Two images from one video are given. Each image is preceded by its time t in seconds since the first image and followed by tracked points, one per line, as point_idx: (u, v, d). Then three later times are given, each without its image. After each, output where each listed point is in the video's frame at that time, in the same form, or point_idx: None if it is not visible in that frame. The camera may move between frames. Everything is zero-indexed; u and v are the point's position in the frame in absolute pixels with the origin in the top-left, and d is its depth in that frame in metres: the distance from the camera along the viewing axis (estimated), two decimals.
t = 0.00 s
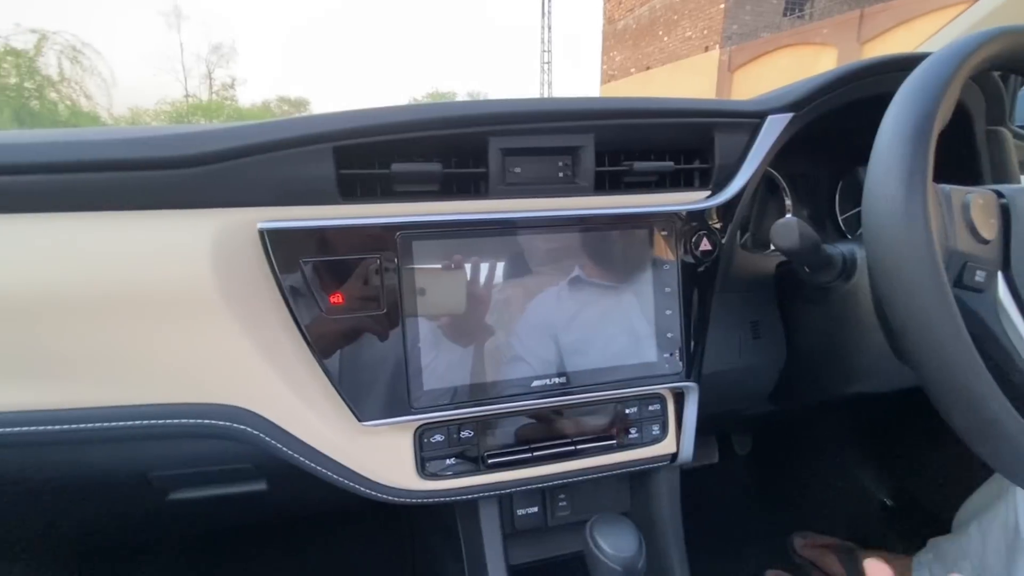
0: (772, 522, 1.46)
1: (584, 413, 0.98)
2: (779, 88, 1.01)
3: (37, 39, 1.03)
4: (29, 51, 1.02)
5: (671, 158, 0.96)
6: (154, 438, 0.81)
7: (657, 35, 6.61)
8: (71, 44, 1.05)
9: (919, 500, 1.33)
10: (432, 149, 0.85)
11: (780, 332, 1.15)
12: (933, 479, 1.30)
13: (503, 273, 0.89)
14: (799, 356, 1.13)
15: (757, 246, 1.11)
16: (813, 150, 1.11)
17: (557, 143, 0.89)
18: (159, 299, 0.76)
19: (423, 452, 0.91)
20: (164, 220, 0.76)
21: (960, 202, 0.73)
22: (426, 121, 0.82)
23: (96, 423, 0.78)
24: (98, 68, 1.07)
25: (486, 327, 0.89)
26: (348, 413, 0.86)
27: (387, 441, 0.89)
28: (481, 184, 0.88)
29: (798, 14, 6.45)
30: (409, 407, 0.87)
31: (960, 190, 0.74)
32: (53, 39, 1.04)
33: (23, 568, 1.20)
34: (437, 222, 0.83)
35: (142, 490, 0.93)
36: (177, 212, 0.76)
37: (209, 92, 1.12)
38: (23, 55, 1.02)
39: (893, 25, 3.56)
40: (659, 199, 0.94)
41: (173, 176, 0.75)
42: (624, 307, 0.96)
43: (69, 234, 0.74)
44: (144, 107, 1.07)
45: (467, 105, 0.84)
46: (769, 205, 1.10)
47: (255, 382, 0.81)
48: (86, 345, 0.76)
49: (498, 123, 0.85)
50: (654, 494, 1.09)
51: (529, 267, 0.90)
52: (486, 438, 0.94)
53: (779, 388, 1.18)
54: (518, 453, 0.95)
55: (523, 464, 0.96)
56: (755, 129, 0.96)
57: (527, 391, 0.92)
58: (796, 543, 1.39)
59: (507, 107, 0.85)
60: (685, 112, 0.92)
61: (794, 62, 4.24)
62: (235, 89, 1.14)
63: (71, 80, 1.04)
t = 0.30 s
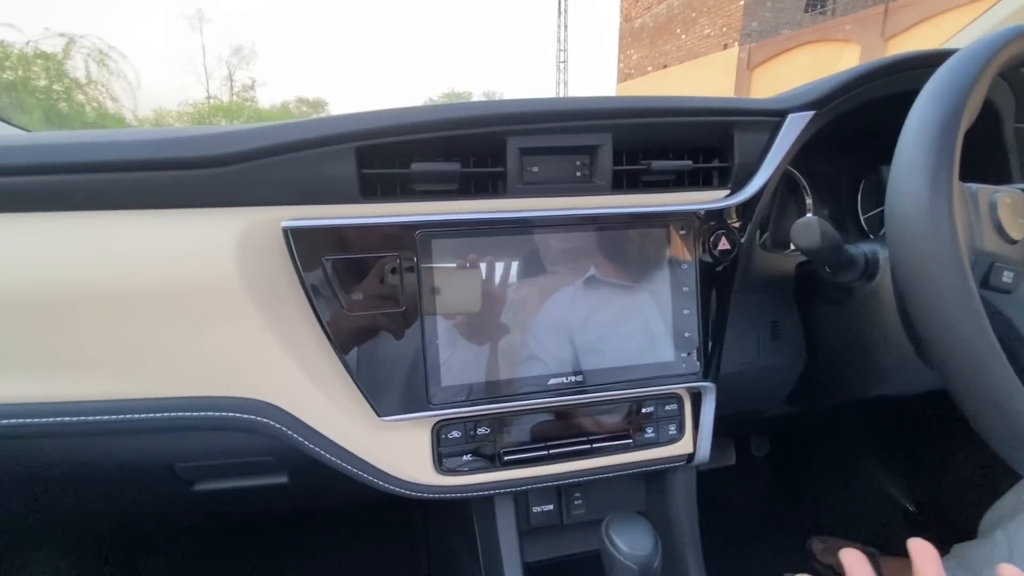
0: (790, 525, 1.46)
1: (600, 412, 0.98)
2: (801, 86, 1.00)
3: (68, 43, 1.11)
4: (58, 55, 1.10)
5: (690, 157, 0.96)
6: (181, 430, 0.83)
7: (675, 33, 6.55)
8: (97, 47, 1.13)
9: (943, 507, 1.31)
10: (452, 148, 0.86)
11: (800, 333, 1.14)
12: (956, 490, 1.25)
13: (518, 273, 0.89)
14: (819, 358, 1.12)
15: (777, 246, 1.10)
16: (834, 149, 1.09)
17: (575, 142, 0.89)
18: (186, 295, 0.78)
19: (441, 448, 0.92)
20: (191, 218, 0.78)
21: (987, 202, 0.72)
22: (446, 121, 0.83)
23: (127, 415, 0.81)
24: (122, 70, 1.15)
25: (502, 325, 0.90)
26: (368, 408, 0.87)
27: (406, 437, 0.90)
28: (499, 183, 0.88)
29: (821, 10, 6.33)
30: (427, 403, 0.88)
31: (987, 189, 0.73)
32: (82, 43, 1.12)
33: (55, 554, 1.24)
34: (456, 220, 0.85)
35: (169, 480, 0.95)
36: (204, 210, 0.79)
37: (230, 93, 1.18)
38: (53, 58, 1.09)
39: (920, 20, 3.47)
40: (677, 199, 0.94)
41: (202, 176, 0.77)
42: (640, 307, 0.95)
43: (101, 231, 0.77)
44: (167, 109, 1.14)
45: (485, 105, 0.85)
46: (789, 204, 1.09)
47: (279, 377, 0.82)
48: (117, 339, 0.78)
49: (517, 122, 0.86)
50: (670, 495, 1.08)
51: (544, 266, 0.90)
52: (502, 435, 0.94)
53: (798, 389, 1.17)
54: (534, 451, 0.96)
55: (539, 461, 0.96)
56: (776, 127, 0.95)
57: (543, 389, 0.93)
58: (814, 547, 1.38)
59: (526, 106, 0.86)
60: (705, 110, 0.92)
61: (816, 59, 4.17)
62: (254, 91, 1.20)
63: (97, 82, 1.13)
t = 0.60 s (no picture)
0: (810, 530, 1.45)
1: (619, 411, 0.98)
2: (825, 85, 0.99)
3: (96, 47, 1.16)
4: (87, 58, 1.16)
5: (711, 157, 0.95)
6: (211, 423, 0.86)
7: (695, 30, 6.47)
8: (125, 51, 1.17)
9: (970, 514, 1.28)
10: (473, 149, 0.87)
11: (822, 335, 1.12)
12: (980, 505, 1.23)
13: (536, 272, 0.90)
14: (842, 360, 1.11)
15: (799, 246, 1.08)
16: (858, 148, 1.07)
17: (596, 142, 0.89)
18: (217, 291, 0.80)
19: (461, 444, 0.93)
20: (223, 218, 0.81)
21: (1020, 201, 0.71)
22: (468, 122, 0.84)
23: (160, 407, 0.83)
24: (149, 74, 1.18)
25: (519, 324, 0.91)
26: (390, 404, 0.89)
27: (427, 433, 0.92)
28: (520, 183, 0.89)
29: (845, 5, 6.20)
30: (447, 400, 0.89)
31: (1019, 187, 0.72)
32: (110, 48, 1.16)
33: (88, 542, 1.29)
34: (478, 220, 0.86)
35: (198, 472, 0.98)
36: (235, 209, 0.81)
37: (251, 95, 1.20)
38: (82, 61, 1.16)
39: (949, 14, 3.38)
40: (698, 198, 0.94)
41: (233, 176, 0.80)
42: (659, 307, 0.95)
43: (138, 230, 0.79)
44: (190, 110, 1.17)
45: (506, 106, 0.86)
46: (812, 205, 1.07)
47: (305, 373, 0.84)
48: (152, 334, 0.81)
49: (538, 123, 0.86)
50: (689, 496, 1.08)
51: (560, 266, 0.91)
52: (521, 433, 0.95)
53: (820, 392, 1.16)
54: (553, 449, 0.97)
55: (557, 459, 0.97)
56: (799, 127, 0.94)
57: (562, 388, 0.93)
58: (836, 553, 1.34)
59: (546, 107, 0.86)
60: (727, 110, 0.91)
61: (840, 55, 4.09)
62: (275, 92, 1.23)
63: (125, 85, 1.17)
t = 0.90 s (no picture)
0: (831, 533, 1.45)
1: (639, 411, 0.99)
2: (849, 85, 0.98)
3: (123, 52, 1.17)
4: (115, 63, 1.16)
5: (734, 157, 0.95)
6: (244, 417, 0.89)
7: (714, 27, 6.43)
8: (151, 56, 1.19)
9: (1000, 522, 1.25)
10: (496, 151, 0.89)
11: (846, 337, 1.11)
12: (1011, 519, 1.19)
13: (553, 273, 0.91)
14: (866, 362, 1.10)
15: (823, 246, 1.08)
16: (883, 147, 1.06)
17: (618, 144, 0.90)
18: (251, 289, 0.83)
19: (483, 440, 0.95)
20: (256, 219, 0.84)
21: None
22: (491, 125, 0.86)
23: (195, 401, 0.87)
24: (174, 77, 1.22)
25: (535, 324, 0.92)
26: (415, 400, 0.91)
27: (450, 430, 0.94)
28: (542, 184, 0.90)
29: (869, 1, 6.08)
30: (470, 397, 0.91)
31: None
32: (136, 52, 1.18)
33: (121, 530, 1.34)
34: (501, 221, 0.87)
35: (229, 464, 1.02)
36: (268, 211, 0.84)
37: (272, 97, 1.26)
38: (110, 66, 1.16)
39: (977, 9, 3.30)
40: (720, 199, 0.94)
41: (266, 179, 0.83)
42: (679, 307, 0.96)
43: (176, 231, 0.83)
44: (213, 113, 1.21)
45: (529, 108, 0.87)
46: (836, 205, 1.06)
47: (334, 369, 0.87)
48: (189, 330, 0.84)
49: (560, 125, 0.87)
50: (709, 496, 1.08)
51: (578, 266, 0.92)
52: (542, 431, 0.96)
53: (844, 394, 1.15)
54: (573, 447, 0.97)
55: (578, 458, 0.98)
56: (823, 127, 0.94)
57: (583, 387, 0.94)
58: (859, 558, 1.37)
59: (569, 109, 0.87)
60: (750, 111, 0.91)
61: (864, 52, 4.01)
62: (295, 95, 1.27)
63: (150, 88, 1.20)
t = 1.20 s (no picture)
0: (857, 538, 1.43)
1: (660, 411, 0.99)
2: (874, 84, 0.98)
3: (150, 57, 1.19)
4: (143, 68, 1.19)
5: (757, 158, 0.95)
6: (276, 411, 0.92)
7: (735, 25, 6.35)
8: (177, 60, 1.21)
9: None
10: (520, 153, 0.90)
11: (872, 339, 1.10)
12: None
13: (570, 273, 0.92)
14: (893, 365, 1.08)
15: (848, 247, 1.07)
16: (909, 147, 1.05)
17: (640, 145, 0.91)
18: (283, 287, 0.86)
19: (506, 437, 0.96)
20: (288, 219, 0.87)
21: None
22: (516, 127, 0.87)
23: (230, 395, 0.90)
24: (199, 81, 1.24)
25: (552, 323, 0.93)
26: (440, 397, 0.93)
27: (474, 426, 0.95)
28: (564, 185, 0.91)
29: None
30: (493, 394, 0.93)
31: None
32: (163, 57, 1.20)
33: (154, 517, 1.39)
34: (525, 222, 0.89)
35: (260, 457, 1.05)
36: (300, 212, 0.87)
37: (293, 99, 1.29)
38: (139, 71, 1.19)
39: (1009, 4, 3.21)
40: (743, 200, 0.94)
41: (298, 181, 0.85)
42: (700, 308, 0.96)
43: (212, 231, 0.86)
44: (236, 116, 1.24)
45: (553, 110, 0.88)
46: (862, 206, 1.05)
47: (362, 365, 0.90)
48: (225, 327, 0.88)
49: (584, 127, 0.89)
50: (731, 497, 1.08)
51: (597, 266, 0.93)
52: (564, 429, 0.97)
53: (868, 397, 1.13)
54: (595, 445, 0.98)
55: (600, 456, 0.99)
56: (848, 127, 0.94)
57: (604, 385, 0.95)
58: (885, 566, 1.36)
59: (592, 111, 0.89)
60: (775, 111, 0.91)
61: (890, 48, 3.92)
62: (315, 97, 1.31)
63: (176, 92, 1.22)
